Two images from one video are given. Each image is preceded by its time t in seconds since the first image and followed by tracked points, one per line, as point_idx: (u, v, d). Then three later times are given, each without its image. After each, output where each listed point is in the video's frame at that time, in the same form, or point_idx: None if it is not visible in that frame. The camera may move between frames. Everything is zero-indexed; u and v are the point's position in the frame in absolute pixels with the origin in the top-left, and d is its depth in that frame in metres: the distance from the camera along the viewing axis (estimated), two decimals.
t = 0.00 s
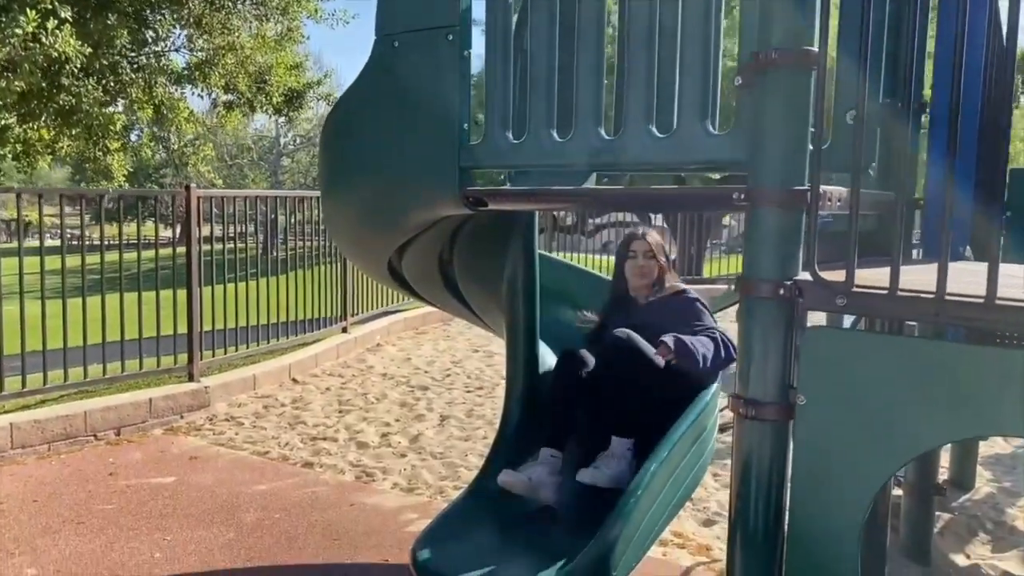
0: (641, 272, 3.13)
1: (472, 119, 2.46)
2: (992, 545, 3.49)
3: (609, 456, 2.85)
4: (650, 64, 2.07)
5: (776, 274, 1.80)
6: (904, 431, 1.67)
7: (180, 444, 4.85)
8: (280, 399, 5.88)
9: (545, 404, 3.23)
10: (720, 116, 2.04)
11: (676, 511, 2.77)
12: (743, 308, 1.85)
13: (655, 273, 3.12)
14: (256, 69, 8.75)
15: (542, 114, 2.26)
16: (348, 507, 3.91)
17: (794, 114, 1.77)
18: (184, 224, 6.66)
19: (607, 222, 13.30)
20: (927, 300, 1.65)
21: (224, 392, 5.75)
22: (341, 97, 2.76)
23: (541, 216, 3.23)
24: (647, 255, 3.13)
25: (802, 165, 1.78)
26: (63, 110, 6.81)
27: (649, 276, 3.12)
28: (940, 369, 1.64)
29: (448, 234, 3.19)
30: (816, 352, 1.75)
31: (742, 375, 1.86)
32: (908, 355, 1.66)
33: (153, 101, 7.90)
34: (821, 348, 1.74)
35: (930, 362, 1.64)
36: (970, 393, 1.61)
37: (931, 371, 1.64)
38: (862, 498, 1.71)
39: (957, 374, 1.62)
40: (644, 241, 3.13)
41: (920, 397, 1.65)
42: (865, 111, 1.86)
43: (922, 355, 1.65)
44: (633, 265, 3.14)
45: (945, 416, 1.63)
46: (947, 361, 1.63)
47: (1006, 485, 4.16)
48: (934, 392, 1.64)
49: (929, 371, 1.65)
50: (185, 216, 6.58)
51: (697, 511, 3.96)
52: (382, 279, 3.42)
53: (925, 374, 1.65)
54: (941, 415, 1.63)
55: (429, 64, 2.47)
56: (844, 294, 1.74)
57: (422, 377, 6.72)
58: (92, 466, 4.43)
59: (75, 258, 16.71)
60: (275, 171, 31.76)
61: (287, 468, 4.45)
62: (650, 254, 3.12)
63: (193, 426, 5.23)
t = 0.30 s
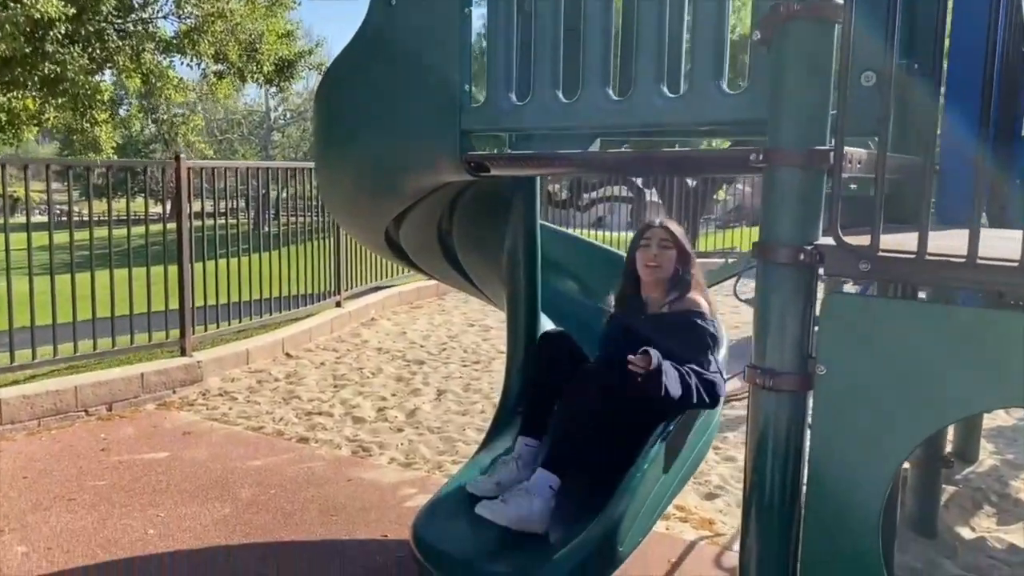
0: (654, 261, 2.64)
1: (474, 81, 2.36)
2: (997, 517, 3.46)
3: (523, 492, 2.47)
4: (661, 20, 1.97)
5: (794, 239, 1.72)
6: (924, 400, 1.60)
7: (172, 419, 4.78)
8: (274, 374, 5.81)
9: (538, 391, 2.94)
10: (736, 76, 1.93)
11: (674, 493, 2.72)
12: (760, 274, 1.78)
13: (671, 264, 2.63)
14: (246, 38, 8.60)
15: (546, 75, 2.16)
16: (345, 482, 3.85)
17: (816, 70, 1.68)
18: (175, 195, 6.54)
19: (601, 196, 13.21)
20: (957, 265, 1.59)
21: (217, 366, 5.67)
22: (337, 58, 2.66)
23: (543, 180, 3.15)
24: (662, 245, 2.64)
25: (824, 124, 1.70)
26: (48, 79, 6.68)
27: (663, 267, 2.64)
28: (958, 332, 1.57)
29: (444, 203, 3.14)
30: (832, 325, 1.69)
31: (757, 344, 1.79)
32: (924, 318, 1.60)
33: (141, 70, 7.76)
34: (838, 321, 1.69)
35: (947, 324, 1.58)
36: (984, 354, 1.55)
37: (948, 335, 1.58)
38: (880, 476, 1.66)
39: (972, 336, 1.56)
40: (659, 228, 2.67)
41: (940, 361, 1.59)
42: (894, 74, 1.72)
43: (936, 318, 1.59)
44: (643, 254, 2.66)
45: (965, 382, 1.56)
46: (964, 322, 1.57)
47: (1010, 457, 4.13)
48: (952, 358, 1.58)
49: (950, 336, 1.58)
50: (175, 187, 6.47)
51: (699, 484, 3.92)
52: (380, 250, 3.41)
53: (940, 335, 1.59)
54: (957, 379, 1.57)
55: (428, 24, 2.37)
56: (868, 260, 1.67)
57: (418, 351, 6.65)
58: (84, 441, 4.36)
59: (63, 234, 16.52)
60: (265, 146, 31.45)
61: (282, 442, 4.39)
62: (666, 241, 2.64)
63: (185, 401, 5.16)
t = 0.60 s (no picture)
0: (619, 264, 2.45)
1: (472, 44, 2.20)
2: (999, 492, 3.44)
3: (514, 484, 2.42)
4: None
5: (810, 202, 1.68)
6: (927, 380, 1.61)
7: (163, 395, 4.71)
8: (266, 350, 5.74)
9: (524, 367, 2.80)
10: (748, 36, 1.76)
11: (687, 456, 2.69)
12: (774, 240, 1.74)
13: (638, 264, 2.44)
14: (234, 8, 8.45)
15: (548, 32, 1.98)
16: (340, 459, 3.79)
17: (833, 27, 1.64)
18: (163, 169, 6.42)
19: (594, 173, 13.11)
20: (983, 228, 1.57)
21: (207, 342, 5.60)
22: (330, 20, 2.58)
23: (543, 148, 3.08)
24: (625, 243, 2.44)
25: (840, 85, 1.66)
26: (30, 48, 6.54)
27: (631, 270, 2.44)
28: (963, 310, 1.58)
29: (438, 176, 3.09)
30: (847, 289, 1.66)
31: (770, 313, 1.75)
32: (927, 294, 1.60)
33: (126, 39, 7.62)
34: (854, 283, 1.65)
35: (950, 301, 1.58)
36: (989, 331, 1.56)
37: (953, 312, 1.58)
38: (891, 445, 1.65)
39: (977, 315, 1.56)
40: (621, 225, 2.47)
41: (954, 326, 1.58)
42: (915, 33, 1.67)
43: (942, 293, 1.59)
44: (609, 258, 2.46)
45: (971, 358, 1.57)
46: (968, 300, 1.57)
47: (1010, 431, 4.11)
48: (955, 336, 1.58)
49: (954, 312, 1.58)
50: (161, 158, 6.35)
51: (697, 460, 3.88)
52: (373, 221, 3.38)
53: (944, 313, 1.59)
54: (963, 357, 1.58)
55: None
56: (887, 224, 1.63)
57: (411, 328, 6.59)
58: (73, 418, 4.29)
59: (50, 213, 16.28)
60: (254, 124, 31.10)
61: (275, 419, 4.33)
62: (631, 239, 2.44)
63: (176, 378, 5.08)
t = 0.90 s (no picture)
0: (607, 251, 2.39)
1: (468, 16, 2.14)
2: (994, 470, 3.43)
3: (504, 467, 2.39)
4: None
5: (816, 177, 1.65)
6: (904, 393, 1.61)
7: (153, 377, 4.66)
8: (256, 331, 5.69)
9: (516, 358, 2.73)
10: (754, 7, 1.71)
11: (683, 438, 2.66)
12: (779, 216, 1.71)
13: (626, 250, 2.37)
14: None
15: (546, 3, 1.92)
16: (333, 440, 3.76)
17: None
18: (151, 149, 6.32)
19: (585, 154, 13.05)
20: (994, 203, 1.56)
21: (197, 323, 5.55)
22: None
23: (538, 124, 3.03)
24: (610, 229, 2.39)
25: (848, 56, 1.62)
26: (13, 22, 6.43)
27: (619, 256, 2.38)
28: (953, 337, 1.56)
29: (430, 152, 3.06)
30: (851, 270, 1.64)
31: (774, 291, 1.72)
32: (922, 312, 1.58)
33: (110, 15, 7.50)
34: (859, 263, 1.64)
35: (945, 325, 1.56)
36: (983, 349, 1.54)
37: (944, 337, 1.57)
38: (899, 426, 1.62)
39: (967, 345, 1.55)
40: (602, 212, 2.41)
41: (959, 302, 1.55)
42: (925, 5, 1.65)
43: (943, 286, 1.56)
44: (595, 247, 2.40)
45: (978, 335, 1.54)
46: (962, 329, 1.55)
47: (1004, 410, 4.11)
48: (940, 360, 1.57)
49: (943, 338, 1.57)
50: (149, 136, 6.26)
51: (692, 440, 3.86)
52: (365, 198, 3.34)
53: (935, 334, 1.57)
54: (950, 374, 1.56)
55: None
56: (896, 199, 1.61)
57: (403, 308, 6.55)
58: (61, 400, 4.23)
59: (37, 195, 16.10)
60: (242, 104, 30.80)
61: (266, 400, 4.29)
62: (616, 225, 2.39)
63: (166, 359, 5.03)
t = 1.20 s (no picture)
0: (611, 238, 2.41)
1: None
2: (983, 455, 3.45)
3: (492, 454, 2.37)
4: None
5: (811, 159, 1.63)
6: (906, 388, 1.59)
7: (141, 364, 4.62)
8: (245, 317, 5.66)
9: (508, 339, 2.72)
10: None
11: (676, 424, 2.67)
12: (773, 199, 1.69)
13: (630, 237, 2.40)
14: None
15: None
16: (323, 427, 3.74)
17: None
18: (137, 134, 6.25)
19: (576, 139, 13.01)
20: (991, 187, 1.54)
21: (186, 310, 5.51)
22: None
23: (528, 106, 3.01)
24: (617, 216, 2.41)
25: (844, 37, 1.59)
26: None
27: (623, 243, 2.40)
28: (961, 337, 1.54)
29: (421, 134, 3.04)
30: (852, 255, 1.62)
31: (767, 275, 1.71)
32: (931, 309, 1.56)
33: None
34: (857, 249, 1.62)
35: (955, 324, 1.54)
36: (984, 336, 1.52)
37: (952, 336, 1.55)
38: (896, 412, 1.61)
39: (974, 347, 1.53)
40: (613, 197, 2.43)
41: (960, 288, 1.53)
42: None
43: (943, 273, 1.54)
44: (600, 232, 2.42)
45: (979, 321, 1.52)
46: (972, 329, 1.53)
47: (993, 395, 4.12)
48: (946, 360, 1.55)
49: (950, 338, 1.55)
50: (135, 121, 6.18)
51: (683, 425, 3.86)
52: (354, 183, 3.30)
53: (943, 332, 1.55)
54: (950, 360, 1.55)
55: None
56: (892, 183, 1.60)
57: (394, 294, 6.52)
58: (48, 388, 4.20)
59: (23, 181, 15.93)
60: (230, 89, 30.53)
61: (255, 387, 4.26)
62: (623, 212, 2.41)
63: (154, 346, 4.99)
